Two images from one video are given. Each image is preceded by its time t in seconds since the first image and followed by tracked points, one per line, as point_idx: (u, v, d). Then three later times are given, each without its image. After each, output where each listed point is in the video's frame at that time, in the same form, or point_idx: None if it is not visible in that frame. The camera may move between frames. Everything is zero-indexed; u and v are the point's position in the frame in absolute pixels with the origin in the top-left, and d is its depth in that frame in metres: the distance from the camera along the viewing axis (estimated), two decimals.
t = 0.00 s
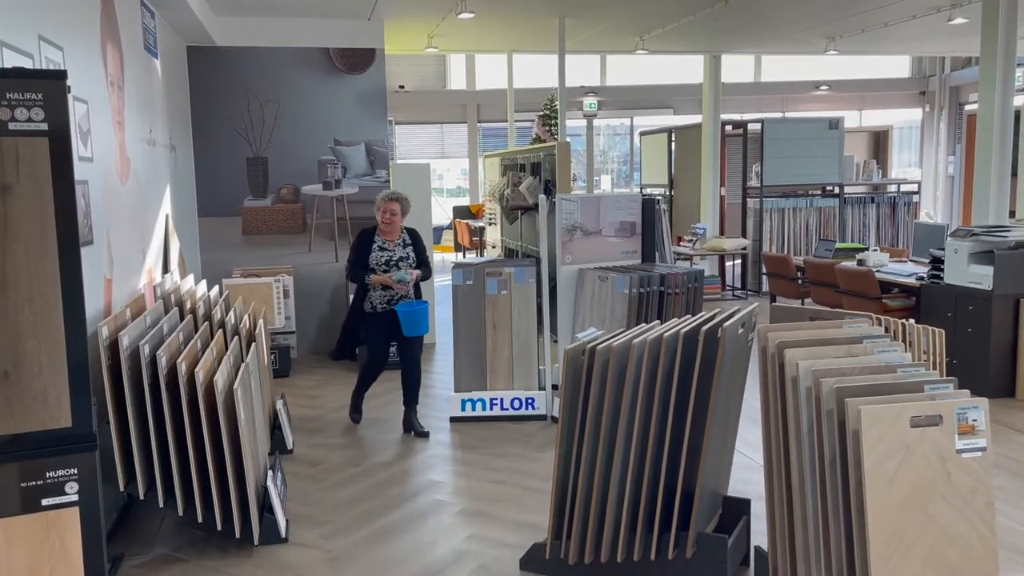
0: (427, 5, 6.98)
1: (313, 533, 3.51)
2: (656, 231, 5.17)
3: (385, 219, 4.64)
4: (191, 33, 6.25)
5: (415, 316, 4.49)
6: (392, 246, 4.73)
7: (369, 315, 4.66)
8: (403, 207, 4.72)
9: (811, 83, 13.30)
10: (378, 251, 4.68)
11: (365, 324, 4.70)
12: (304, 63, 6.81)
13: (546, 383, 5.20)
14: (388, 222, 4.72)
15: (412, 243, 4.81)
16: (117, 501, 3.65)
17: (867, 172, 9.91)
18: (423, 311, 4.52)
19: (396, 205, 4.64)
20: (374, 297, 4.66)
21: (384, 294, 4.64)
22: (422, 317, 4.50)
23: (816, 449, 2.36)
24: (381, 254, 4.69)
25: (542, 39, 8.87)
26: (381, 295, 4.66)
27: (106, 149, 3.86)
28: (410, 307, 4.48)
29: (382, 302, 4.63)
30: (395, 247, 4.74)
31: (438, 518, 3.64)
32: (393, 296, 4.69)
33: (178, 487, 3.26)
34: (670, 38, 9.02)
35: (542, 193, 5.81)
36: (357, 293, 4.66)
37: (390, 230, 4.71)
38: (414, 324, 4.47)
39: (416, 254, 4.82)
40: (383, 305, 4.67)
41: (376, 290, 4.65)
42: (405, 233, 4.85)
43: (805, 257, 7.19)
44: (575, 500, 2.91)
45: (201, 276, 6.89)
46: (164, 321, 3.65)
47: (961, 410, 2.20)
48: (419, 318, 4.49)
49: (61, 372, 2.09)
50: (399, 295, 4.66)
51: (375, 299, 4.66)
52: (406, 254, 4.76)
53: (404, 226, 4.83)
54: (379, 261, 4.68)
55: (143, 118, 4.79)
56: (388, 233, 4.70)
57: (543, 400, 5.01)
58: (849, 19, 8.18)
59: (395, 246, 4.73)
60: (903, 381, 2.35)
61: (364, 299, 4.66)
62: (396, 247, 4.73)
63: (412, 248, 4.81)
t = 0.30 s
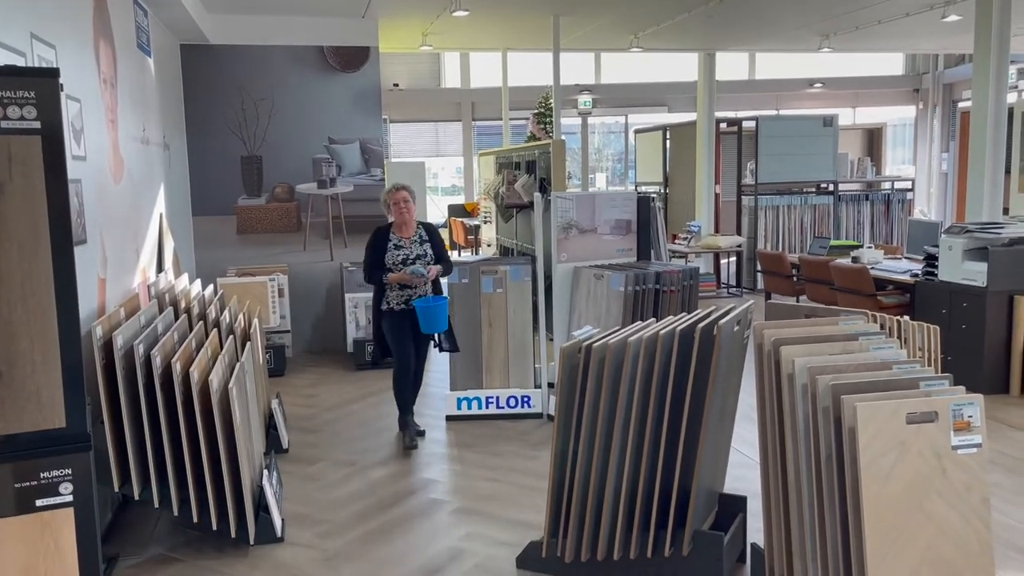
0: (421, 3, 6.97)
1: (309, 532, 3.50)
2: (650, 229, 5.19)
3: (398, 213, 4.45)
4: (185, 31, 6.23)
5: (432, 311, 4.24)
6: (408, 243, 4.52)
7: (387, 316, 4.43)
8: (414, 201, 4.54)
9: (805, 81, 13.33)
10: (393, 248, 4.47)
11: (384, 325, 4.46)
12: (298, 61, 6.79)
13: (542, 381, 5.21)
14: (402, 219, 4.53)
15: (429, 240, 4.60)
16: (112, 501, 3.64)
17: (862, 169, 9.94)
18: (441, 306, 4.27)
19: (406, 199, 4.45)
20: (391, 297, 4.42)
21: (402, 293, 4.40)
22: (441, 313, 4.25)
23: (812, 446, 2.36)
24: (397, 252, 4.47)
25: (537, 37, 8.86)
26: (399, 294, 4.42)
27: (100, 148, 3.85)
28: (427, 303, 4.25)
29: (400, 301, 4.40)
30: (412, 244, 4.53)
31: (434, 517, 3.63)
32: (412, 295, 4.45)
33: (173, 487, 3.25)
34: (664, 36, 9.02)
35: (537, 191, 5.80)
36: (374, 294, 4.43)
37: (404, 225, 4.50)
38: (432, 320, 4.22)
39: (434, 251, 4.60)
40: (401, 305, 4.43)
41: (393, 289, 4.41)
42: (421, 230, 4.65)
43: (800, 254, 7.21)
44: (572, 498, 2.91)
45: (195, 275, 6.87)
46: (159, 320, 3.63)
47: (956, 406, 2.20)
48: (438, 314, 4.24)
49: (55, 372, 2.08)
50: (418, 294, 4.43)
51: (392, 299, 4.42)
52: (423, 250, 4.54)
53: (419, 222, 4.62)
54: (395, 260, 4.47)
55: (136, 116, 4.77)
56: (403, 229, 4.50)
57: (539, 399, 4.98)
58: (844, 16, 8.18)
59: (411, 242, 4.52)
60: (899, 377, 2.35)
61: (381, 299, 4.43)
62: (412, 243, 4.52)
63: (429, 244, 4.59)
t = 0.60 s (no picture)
0: (412, 2, 6.95)
1: (301, 532, 3.49)
2: (642, 227, 5.19)
3: (406, 217, 4.28)
4: (174, 30, 6.20)
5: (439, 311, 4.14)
6: (419, 246, 4.35)
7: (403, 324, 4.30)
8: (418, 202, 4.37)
9: (796, 80, 13.38)
10: (405, 253, 4.30)
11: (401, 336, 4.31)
12: (288, 60, 6.77)
13: (534, 380, 5.21)
14: (410, 221, 4.36)
15: (439, 241, 4.45)
16: (102, 501, 3.62)
17: (852, 167, 9.98)
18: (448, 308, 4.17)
19: (412, 202, 4.28)
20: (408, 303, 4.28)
21: (418, 299, 4.27)
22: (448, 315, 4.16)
23: (803, 444, 2.37)
24: (409, 257, 4.31)
25: (528, 36, 8.85)
26: (415, 299, 4.28)
27: (89, 148, 3.82)
28: (437, 304, 4.13)
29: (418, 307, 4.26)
30: (423, 247, 4.37)
31: (426, 516, 3.63)
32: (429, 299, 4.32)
33: (164, 487, 3.24)
34: (655, 34, 9.04)
35: (529, 189, 5.80)
36: (389, 302, 4.28)
37: (413, 228, 4.34)
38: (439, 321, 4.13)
39: (446, 251, 4.46)
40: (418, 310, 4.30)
41: (409, 296, 4.27)
42: (429, 231, 4.49)
43: (791, 252, 7.23)
44: (564, 497, 2.91)
45: (185, 275, 6.84)
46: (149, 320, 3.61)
47: (946, 403, 2.22)
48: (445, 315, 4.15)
49: (44, 373, 2.07)
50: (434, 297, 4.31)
51: (408, 305, 4.28)
52: (435, 252, 4.39)
53: (427, 223, 4.46)
54: (408, 265, 4.30)
55: (126, 116, 4.74)
56: (412, 232, 4.33)
57: (530, 397, 4.99)
58: (834, 15, 8.20)
59: (422, 245, 4.36)
60: (890, 374, 2.36)
61: (396, 306, 4.28)
62: (423, 246, 4.36)
63: (440, 244, 4.45)
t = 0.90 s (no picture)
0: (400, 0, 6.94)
1: (288, 532, 3.48)
2: (630, 226, 5.19)
3: (427, 215, 4.08)
4: (160, 27, 6.16)
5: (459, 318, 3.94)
6: (440, 246, 4.14)
7: (418, 326, 4.11)
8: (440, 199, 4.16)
9: (782, 79, 13.45)
10: (426, 253, 4.09)
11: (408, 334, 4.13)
12: (274, 58, 6.74)
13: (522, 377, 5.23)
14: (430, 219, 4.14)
15: (460, 242, 4.24)
16: (88, 501, 3.60)
17: (838, 166, 10.03)
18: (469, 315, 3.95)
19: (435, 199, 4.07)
20: (425, 306, 4.08)
21: (435, 301, 4.08)
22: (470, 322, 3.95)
23: (789, 441, 2.38)
24: (430, 257, 4.10)
25: (516, 34, 8.85)
26: (432, 302, 4.09)
27: (73, 146, 3.79)
28: (460, 309, 3.92)
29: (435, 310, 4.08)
30: (443, 247, 4.16)
31: (415, 516, 3.62)
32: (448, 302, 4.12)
33: (151, 488, 3.22)
34: (643, 33, 9.06)
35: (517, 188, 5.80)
36: (405, 302, 4.08)
37: (434, 227, 4.13)
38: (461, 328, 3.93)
39: (466, 253, 4.25)
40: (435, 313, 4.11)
41: (427, 296, 4.08)
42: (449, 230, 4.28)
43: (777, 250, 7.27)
44: (552, 495, 2.92)
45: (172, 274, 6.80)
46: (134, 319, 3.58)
47: (931, 400, 2.23)
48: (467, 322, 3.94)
49: (28, 374, 2.06)
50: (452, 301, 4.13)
51: (425, 307, 4.09)
52: (455, 253, 4.18)
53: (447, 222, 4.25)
54: (428, 265, 4.09)
55: (111, 114, 4.71)
56: (433, 231, 4.12)
57: (519, 396, 4.99)
58: (820, 14, 8.25)
59: (443, 245, 4.15)
60: (875, 372, 2.38)
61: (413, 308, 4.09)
62: (444, 246, 4.15)
63: (460, 246, 4.24)
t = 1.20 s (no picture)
0: None
1: (273, 532, 3.46)
2: (616, 224, 5.20)
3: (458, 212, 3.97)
4: (144, 25, 6.12)
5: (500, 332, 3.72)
6: (471, 245, 4.03)
7: (451, 327, 3.99)
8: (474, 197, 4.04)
9: (767, 79, 13.53)
10: (455, 251, 3.99)
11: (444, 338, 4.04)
12: (260, 57, 6.71)
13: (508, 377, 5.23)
14: (462, 217, 4.03)
15: (494, 242, 4.11)
16: (72, 502, 3.57)
17: (822, 165, 10.09)
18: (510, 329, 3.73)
19: (467, 197, 3.97)
20: (451, 306, 3.98)
21: (464, 303, 3.97)
22: (513, 334, 3.73)
23: (773, 438, 2.39)
24: (458, 255, 3.99)
25: (503, 34, 8.85)
26: (460, 303, 3.97)
27: (55, 144, 3.76)
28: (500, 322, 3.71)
29: (462, 312, 3.97)
30: (475, 246, 4.04)
31: (401, 515, 3.62)
32: (476, 303, 4.00)
33: (135, 489, 3.20)
34: (629, 33, 9.09)
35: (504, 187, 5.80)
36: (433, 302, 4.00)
37: (465, 226, 4.02)
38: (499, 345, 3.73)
39: (499, 253, 4.12)
40: (466, 315, 3.99)
41: (455, 297, 3.97)
42: (484, 229, 4.15)
43: (763, 250, 7.31)
44: (538, 494, 2.92)
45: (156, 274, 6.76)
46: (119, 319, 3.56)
47: (913, 398, 2.25)
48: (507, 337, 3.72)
49: (9, 375, 2.04)
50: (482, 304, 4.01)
51: (454, 308, 3.98)
52: (487, 253, 4.06)
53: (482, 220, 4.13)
54: (456, 263, 3.99)
55: (94, 113, 4.68)
56: (464, 230, 4.02)
57: (506, 395, 5.03)
58: (804, 15, 8.30)
59: (474, 244, 4.04)
60: (858, 370, 2.39)
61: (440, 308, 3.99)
62: (476, 245, 4.04)
63: (494, 246, 4.11)
